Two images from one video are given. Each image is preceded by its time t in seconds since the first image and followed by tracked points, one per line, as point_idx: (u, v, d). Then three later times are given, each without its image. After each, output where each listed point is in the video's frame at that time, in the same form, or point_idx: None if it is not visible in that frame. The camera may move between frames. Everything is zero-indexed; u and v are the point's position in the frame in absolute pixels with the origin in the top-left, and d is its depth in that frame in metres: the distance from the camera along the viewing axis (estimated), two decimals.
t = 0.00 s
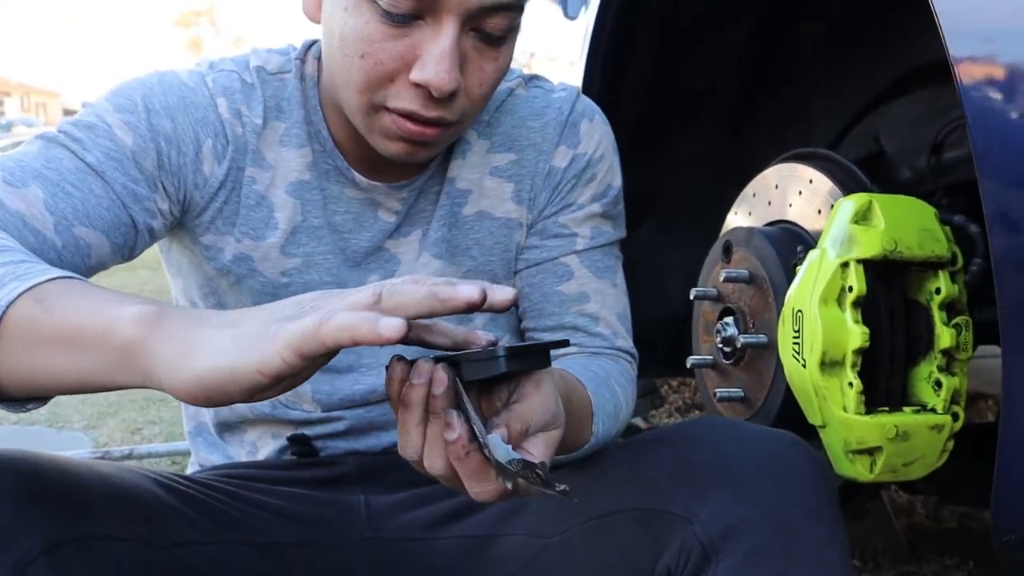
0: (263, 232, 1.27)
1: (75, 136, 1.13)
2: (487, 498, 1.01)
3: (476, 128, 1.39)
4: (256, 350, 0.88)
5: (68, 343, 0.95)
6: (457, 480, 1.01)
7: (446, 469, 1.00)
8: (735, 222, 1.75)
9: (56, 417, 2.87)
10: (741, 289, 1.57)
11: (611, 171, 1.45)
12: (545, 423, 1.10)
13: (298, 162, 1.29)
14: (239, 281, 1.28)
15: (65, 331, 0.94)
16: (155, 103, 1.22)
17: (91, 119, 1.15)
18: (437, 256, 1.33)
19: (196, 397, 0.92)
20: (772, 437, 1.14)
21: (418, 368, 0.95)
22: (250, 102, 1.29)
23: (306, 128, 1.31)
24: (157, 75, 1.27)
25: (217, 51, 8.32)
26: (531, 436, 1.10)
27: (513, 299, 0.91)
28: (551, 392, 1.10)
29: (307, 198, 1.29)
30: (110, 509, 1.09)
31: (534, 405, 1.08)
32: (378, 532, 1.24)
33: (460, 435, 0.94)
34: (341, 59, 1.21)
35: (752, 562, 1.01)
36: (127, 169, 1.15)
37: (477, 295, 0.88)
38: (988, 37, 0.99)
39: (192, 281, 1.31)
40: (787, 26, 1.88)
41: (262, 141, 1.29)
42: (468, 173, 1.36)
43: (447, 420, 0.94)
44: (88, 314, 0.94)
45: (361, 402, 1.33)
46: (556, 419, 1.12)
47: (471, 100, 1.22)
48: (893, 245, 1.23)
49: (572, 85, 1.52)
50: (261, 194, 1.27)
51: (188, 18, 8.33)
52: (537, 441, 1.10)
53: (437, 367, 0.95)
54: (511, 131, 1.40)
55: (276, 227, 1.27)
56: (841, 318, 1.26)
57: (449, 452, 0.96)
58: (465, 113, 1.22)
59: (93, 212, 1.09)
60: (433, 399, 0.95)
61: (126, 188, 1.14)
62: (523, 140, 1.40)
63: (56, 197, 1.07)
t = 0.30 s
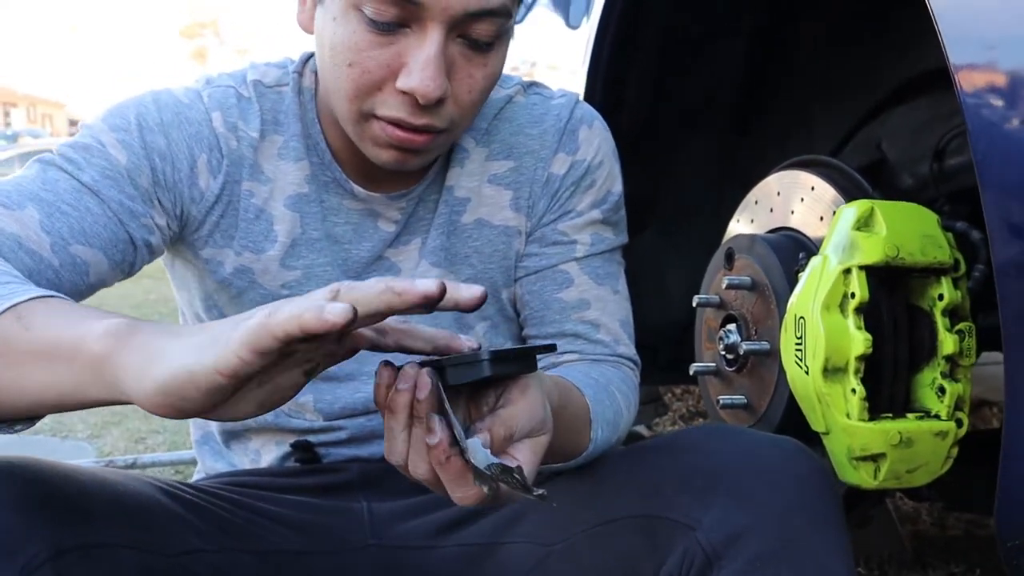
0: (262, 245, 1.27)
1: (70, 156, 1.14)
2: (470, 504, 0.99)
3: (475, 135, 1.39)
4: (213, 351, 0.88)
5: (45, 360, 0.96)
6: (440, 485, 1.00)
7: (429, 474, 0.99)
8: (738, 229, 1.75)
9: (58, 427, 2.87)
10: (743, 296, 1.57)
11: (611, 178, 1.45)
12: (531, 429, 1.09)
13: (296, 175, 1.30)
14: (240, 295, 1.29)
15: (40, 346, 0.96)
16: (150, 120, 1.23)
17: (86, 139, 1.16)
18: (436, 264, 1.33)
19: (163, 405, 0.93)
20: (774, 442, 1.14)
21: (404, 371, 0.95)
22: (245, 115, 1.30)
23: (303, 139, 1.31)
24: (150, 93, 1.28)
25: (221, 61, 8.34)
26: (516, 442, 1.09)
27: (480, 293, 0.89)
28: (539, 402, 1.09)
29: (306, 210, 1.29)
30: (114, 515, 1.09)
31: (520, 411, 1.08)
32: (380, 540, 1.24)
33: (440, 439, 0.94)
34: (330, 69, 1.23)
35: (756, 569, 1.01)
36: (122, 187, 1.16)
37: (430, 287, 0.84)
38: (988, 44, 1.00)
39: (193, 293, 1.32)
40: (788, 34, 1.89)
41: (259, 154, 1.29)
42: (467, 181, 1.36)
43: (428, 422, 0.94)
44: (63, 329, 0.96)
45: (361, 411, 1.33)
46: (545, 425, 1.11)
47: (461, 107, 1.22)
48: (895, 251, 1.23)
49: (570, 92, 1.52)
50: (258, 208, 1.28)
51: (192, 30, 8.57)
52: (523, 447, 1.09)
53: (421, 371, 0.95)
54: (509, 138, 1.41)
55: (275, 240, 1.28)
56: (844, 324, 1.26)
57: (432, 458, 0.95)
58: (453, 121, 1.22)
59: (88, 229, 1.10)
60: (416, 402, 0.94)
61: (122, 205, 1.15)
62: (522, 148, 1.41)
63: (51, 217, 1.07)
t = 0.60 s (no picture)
0: (256, 251, 1.27)
1: (60, 174, 1.15)
2: (489, 517, 1.02)
3: (471, 135, 1.39)
4: (210, 386, 0.92)
5: (45, 393, 0.98)
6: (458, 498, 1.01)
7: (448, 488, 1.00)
8: (737, 229, 1.75)
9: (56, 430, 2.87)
10: (743, 294, 1.57)
11: (608, 177, 1.45)
12: (548, 440, 1.09)
13: (290, 179, 1.29)
14: (231, 301, 1.29)
15: (41, 381, 0.97)
16: (137, 131, 1.23)
17: (75, 155, 1.17)
18: (432, 265, 1.33)
19: (160, 438, 0.96)
20: (775, 441, 1.14)
21: (421, 387, 0.94)
22: (236, 122, 1.29)
23: (298, 143, 1.31)
24: (141, 101, 1.28)
25: (220, 62, 8.35)
26: (534, 453, 1.08)
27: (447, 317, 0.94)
28: (554, 413, 1.10)
29: (299, 215, 1.29)
30: (113, 515, 1.09)
31: (535, 423, 1.08)
32: (380, 540, 1.24)
33: (461, 455, 0.94)
34: (325, 68, 1.22)
35: (755, 568, 1.01)
36: (110, 203, 1.16)
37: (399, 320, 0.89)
38: (988, 41, 0.99)
39: (189, 299, 1.32)
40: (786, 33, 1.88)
41: (250, 161, 1.28)
42: (464, 181, 1.36)
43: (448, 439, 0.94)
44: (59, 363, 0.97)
45: (360, 411, 1.33)
46: (558, 435, 1.10)
47: (456, 106, 1.21)
48: (894, 249, 1.23)
49: (568, 91, 1.51)
50: (251, 214, 1.27)
51: (192, 32, 8.66)
52: (540, 459, 1.08)
53: (439, 385, 0.95)
54: (506, 138, 1.40)
55: (268, 246, 1.27)
56: (844, 323, 1.25)
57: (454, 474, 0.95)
58: (449, 121, 1.22)
59: (74, 248, 1.11)
60: (436, 416, 0.94)
61: (110, 223, 1.15)
62: (519, 147, 1.40)
63: (38, 238, 1.09)
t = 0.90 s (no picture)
0: (258, 248, 1.27)
1: (61, 176, 1.15)
2: (492, 505, 1.00)
3: (469, 131, 1.39)
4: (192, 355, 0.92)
5: (38, 380, 0.99)
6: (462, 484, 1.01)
7: (453, 474, 1.00)
8: (736, 227, 1.75)
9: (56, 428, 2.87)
10: (742, 292, 1.57)
11: (608, 175, 1.45)
12: (550, 426, 1.08)
13: (291, 178, 1.30)
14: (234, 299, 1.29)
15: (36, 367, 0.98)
16: (138, 132, 1.23)
17: (76, 156, 1.17)
18: (431, 261, 1.33)
19: (146, 415, 0.96)
20: (775, 439, 1.14)
21: (424, 369, 0.96)
22: (237, 121, 1.29)
23: (298, 141, 1.31)
24: (143, 101, 1.28)
25: (221, 62, 8.35)
26: (537, 439, 1.08)
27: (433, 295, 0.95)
28: (555, 397, 1.09)
29: (301, 213, 1.29)
30: (113, 512, 1.09)
31: (537, 409, 1.07)
32: (378, 537, 1.24)
33: (465, 440, 0.94)
34: (318, 60, 1.22)
35: (753, 564, 1.01)
36: (112, 204, 1.17)
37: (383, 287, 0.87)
38: (988, 40, 0.99)
39: (191, 299, 1.32)
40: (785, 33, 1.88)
41: (252, 160, 1.29)
42: (462, 178, 1.37)
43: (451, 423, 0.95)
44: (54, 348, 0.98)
45: (359, 409, 1.33)
46: (559, 424, 1.10)
47: (448, 97, 1.21)
48: (894, 247, 1.23)
49: (567, 88, 1.52)
50: (254, 212, 1.28)
51: (192, 32, 8.53)
52: (542, 445, 1.08)
53: (442, 365, 0.96)
54: (505, 135, 1.41)
55: (270, 244, 1.28)
56: (844, 321, 1.26)
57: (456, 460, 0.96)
58: (441, 112, 1.22)
59: (76, 249, 1.11)
60: (437, 398, 0.95)
61: (112, 225, 1.16)
62: (517, 145, 1.40)
63: (40, 240, 1.09)
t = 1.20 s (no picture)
0: (262, 243, 1.27)
1: (66, 169, 1.15)
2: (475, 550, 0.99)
3: (471, 125, 1.39)
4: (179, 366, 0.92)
5: (30, 379, 1.00)
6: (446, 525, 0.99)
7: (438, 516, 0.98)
8: (735, 224, 1.75)
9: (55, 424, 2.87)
10: (741, 289, 1.57)
11: (609, 169, 1.44)
12: (540, 466, 1.03)
13: (294, 173, 1.30)
14: (237, 296, 1.29)
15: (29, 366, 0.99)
16: (144, 126, 1.23)
17: (80, 150, 1.17)
18: (431, 255, 1.33)
19: (130, 424, 0.96)
20: (775, 436, 1.14)
21: (411, 404, 0.92)
22: (242, 116, 1.29)
23: (301, 136, 1.31)
24: (147, 96, 1.28)
25: (221, 60, 8.33)
26: (526, 480, 1.03)
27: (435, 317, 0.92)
28: (546, 435, 1.04)
29: (305, 208, 1.29)
30: (113, 507, 1.09)
31: (528, 449, 1.02)
32: (378, 533, 1.24)
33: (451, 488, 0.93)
34: (319, 52, 1.23)
35: (754, 560, 1.02)
36: (117, 197, 1.17)
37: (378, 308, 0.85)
38: (989, 37, 0.99)
39: (194, 295, 1.31)
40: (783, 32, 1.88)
41: (257, 155, 1.29)
42: (464, 172, 1.36)
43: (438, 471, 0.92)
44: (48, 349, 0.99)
45: (360, 405, 1.33)
46: (549, 459, 1.05)
47: (447, 87, 1.22)
48: (893, 243, 1.23)
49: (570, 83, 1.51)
50: (258, 207, 1.28)
51: (192, 31, 8.66)
52: (531, 485, 1.04)
53: (431, 403, 0.92)
54: (506, 129, 1.40)
55: (275, 238, 1.28)
56: (843, 317, 1.26)
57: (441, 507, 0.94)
58: (441, 102, 1.22)
59: (81, 242, 1.11)
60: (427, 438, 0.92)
61: (118, 219, 1.16)
62: (519, 139, 1.40)
63: (46, 233, 1.10)
